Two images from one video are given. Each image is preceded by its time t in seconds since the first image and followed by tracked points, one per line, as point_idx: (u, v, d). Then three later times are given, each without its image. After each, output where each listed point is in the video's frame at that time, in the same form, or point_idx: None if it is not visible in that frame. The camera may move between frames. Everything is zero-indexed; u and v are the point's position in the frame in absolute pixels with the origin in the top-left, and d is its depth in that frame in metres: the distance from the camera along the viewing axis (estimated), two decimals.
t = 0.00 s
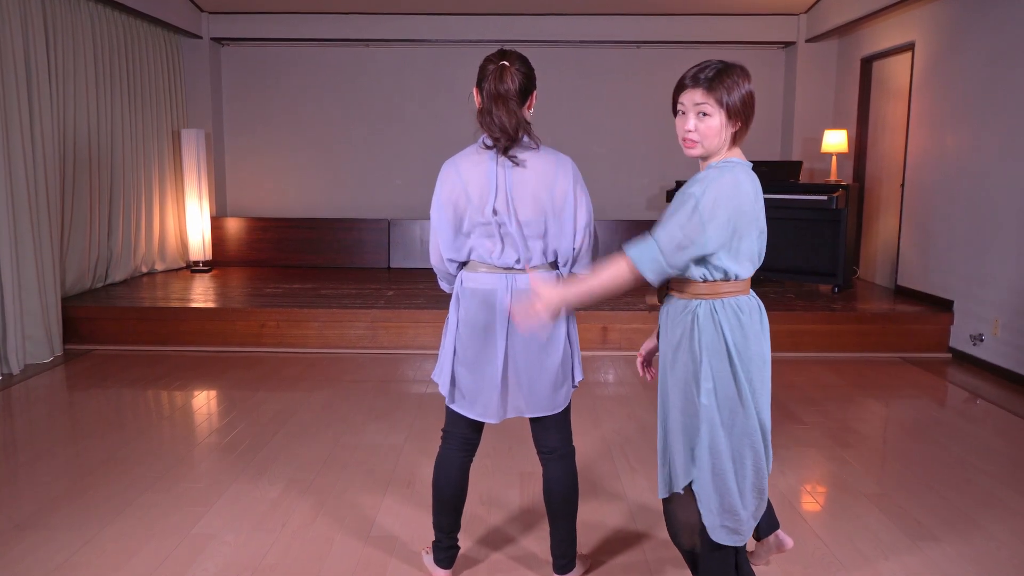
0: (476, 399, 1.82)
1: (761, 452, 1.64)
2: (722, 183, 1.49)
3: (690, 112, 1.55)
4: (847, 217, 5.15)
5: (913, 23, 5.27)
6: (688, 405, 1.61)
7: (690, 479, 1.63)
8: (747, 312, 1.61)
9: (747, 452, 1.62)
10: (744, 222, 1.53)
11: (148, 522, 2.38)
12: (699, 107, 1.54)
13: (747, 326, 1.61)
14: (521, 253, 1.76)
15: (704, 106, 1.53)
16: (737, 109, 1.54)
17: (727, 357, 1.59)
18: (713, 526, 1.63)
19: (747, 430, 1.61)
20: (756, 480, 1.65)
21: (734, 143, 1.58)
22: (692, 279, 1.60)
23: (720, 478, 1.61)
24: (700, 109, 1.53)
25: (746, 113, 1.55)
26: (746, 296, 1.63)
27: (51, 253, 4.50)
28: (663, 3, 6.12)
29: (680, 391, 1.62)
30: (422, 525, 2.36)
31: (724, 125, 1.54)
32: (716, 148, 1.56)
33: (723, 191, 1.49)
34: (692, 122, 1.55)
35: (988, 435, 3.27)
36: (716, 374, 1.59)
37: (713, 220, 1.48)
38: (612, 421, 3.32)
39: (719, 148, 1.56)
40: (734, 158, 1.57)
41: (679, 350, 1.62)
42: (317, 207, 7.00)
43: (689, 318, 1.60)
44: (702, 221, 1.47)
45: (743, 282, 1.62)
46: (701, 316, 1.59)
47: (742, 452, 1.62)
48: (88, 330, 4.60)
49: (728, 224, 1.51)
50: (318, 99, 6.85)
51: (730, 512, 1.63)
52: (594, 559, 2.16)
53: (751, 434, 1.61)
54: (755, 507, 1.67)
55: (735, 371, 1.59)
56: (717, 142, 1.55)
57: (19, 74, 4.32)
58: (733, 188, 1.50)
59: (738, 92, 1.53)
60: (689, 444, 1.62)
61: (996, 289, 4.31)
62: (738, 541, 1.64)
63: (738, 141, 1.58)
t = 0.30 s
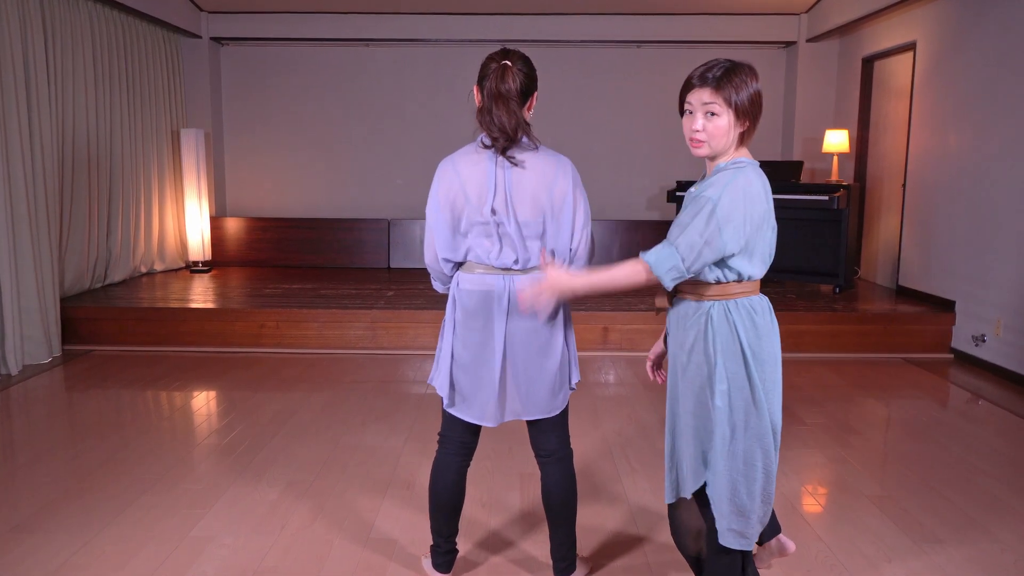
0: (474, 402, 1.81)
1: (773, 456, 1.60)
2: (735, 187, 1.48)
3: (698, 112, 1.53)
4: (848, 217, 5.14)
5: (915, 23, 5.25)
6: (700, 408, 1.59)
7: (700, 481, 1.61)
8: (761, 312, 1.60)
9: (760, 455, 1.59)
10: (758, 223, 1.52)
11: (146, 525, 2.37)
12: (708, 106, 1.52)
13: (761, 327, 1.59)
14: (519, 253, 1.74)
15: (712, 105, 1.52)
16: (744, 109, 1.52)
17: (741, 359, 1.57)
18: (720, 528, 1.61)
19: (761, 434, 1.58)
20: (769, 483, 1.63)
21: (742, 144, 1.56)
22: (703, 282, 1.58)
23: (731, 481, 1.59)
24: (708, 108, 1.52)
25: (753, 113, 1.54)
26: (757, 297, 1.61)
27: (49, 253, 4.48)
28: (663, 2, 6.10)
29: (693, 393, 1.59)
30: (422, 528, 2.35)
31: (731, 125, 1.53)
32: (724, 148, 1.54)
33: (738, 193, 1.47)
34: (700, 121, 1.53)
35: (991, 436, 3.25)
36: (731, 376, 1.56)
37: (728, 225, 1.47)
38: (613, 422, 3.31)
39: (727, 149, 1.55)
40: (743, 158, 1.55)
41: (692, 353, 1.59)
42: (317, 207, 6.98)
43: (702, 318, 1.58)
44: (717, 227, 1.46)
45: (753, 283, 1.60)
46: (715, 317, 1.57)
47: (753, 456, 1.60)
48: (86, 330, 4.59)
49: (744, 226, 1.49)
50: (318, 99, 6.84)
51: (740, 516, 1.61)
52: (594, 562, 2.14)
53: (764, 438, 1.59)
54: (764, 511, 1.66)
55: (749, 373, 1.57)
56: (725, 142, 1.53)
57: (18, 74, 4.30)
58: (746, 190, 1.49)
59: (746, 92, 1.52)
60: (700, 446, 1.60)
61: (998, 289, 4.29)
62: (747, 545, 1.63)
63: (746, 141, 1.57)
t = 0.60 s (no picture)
0: (473, 404, 1.79)
1: (779, 458, 1.59)
2: (748, 185, 1.45)
3: (704, 110, 1.52)
4: (849, 217, 5.13)
5: (916, 22, 5.23)
6: (708, 410, 1.57)
7: (707, 483, 1.60)
8: (768, 313, 1.59)
9: (766, 458, 1.58)
10: (771, 221, 1.50)
11: (144, 527, 2.35)
12: (714, 104, 1.50)
13: (768, 328, 1.58)
14: (519, 253, 1.73)
15: (718, 104, 1.50)
16: (751, 108, 1.51)
17: (749, 360, 1.55)
18: (725, 530, 1.60)
19: (768, 436, 1.57)
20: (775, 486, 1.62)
21: (749, 143, 1.55)
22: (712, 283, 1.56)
23: (738, 484, 1.58)
24: (714, 106, 1.50)
25: (760, 111, 1.52)
26: (764, 299, 1.60)
27: (48, 253, 4.47)
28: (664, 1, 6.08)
29: (700, 395, 1.58)
30: (421, 530, 2.33)
31: (738, 123, 1.51)
32: (730, 146, 1.53)
33: (752, 192, 1.45)
34: (705, 119, 1.52)
35: (992, 436, 3.24)
36: (739, 378, 1.55)
37: (743, 224, 1.44)
38: (613, 423, 3.29)
39: (733, 147, 1.53)
40: (750, 157, 1.54)
41: (700, 354, 1.57)
42: (317, 207, 6.97)
43: (709, 319, 1.56)
44: (733, 227, 1.43)
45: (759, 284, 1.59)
46: (723, 318, 1.55)
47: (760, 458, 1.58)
48: (85, 331, 4.58)
49: (758, 225, 1.47)
50: (318, 98, 6.82)
51: (746, 520, 1.59)
52: (595, 565, 2.13)
53: (771, 440, 1.58)
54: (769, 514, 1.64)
55: (757, 374, 1.56)
56: (731, 140, 1.52)
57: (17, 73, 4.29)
58: (759, 189, 1.47)
59: (753, 89, 1.50)
60: (706, 448, 1.59)
61: (1000, 289, 4.27)
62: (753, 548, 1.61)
63: (753, 140, 1.55)
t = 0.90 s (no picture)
0: (473, 406, 1.77)
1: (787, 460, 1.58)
2: (762, 186, 1.43)
3: (711, 108, 1.51)
4: (851, 217, 5.11)
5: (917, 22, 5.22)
6: (717, 412, 1.55)
7: (714, 486, 1.58)
8: (777, 314, 1.57)
9: (774, 461, 1.56)
10: (787, 215, 1.49)
11: (142, 529, 2.33)
12: (722, 102, 1.49)
13: (778, 329, 1.57)
14: (520, 254, 1.71)
15: (726, 102, 1.49)
16: (758, 106, 1.49)
17: (759, 362, 1.54)
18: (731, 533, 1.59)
19: (777, 439, 1.56)
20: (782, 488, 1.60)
21: (756, 142, 1.53)
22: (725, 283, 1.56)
23: (746, 487, 1.56)
24: (722, 104, 1.49)
25: (769, 111, 1.51)
26: (773, 300, 1.59)
27: (46, 253, 4.46)
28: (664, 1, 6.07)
29: (709, 397, 1.55)
30: (421, 533, 2.32)
31: (746, 121, 1.50)
32: (738, 145, 1.52)
33: (766, 193, 1.43)
34: (713, 118, 1.51)
35: (995, 438, 3.23)
36: (749, 379, 1.53)
37: (765, 227, 1.43)
38: (614, 424, 3.28)
39: (740, 146, 1.52)
40: (758, 157, 1.53)
41: (710, 356, 1.54)
42: (316, 208, 6.95)
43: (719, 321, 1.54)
44: (756, 232, 1.42)
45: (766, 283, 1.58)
46: (734, 320, 1.53)
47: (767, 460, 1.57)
48: (84, 332, 4.56)
49: (778, 223, 1.46)
50: (318, 98, 6.81)
51: (752, 523, 1.58)
52: (595, 569, 2.11)
53: (779, 443, 1.56)
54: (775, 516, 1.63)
55: (767, 376, 1.54)
56: (739, 138, 1.51)
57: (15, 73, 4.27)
58: (773, 188, 1.44)
59: (763, 89, 1.49)
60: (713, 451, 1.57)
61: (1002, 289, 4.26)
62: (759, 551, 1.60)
63: (760, 139, 1.54)
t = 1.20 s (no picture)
0: (475, 408, 1.76)
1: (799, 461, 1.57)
2: (784, 186, 1.42)
3: (722, 110, 1.49)
4: (852, 217, 5.10)
5: (918, 21, 5.20)
6: (733, 412, 1.53)
7: (727, 487, 1.56)
8: (789, 314, 1.57)
9: (787, 460, 1.55)
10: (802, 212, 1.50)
11: (140, 531, 2.32)
12: (732, 104, 1.47)
13: (792, 330, 1.56)
14: (522, 255, 1.70)
15: (736, 103, 1.47)
16: (768, 106, 1.48)
17: (774, 361, 1.53)
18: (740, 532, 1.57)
19: (790, 438, 1.55)
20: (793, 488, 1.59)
21: (765, 141, 1.53)
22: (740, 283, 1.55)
23: (760, 487, 1.55)
24: (733, 106, 1.47)
25: (778, 110, 1.50)
26: (783, 299, 1.58)
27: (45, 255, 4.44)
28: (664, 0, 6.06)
29: (725, 397, 1.54)
30: (420, 535, 2.30)
31: (756, 121, 1.49)
32: (748, 146, 1.51)
33: (787, 192, 1.43)
34: (724, 119, 1.49)
35: (998, 439, 3.21)
36: (764, 379, 1.52)
37: (788, 226, 1.43)
38: (615, 426, 3.26)
39: (751, 146, 1.51)
40: (768, 157, 1.52)
41: (726, 355, 1.53)
42: (316, 208, 6.94)
43: (736, 322, 1.52)
44: (781, 232, 1.42)
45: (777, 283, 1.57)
46: (750, 320, 1.51)
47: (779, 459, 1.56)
48: (82, 333, 4.55)
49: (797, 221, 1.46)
50: (317, 98, 6.80)
51: (766, 524, 1.56)
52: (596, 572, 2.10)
53: (793, 443, 1.55)
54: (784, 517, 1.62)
55: (781, 376, 1.54)
56: (750, 139, 1.50)
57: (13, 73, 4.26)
58: (792, 187, 1.44)
59: (772, 88, 1.47)
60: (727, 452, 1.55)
61: (1004, 290, 4.24)
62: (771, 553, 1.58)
63: (769, 138, 1.53)
